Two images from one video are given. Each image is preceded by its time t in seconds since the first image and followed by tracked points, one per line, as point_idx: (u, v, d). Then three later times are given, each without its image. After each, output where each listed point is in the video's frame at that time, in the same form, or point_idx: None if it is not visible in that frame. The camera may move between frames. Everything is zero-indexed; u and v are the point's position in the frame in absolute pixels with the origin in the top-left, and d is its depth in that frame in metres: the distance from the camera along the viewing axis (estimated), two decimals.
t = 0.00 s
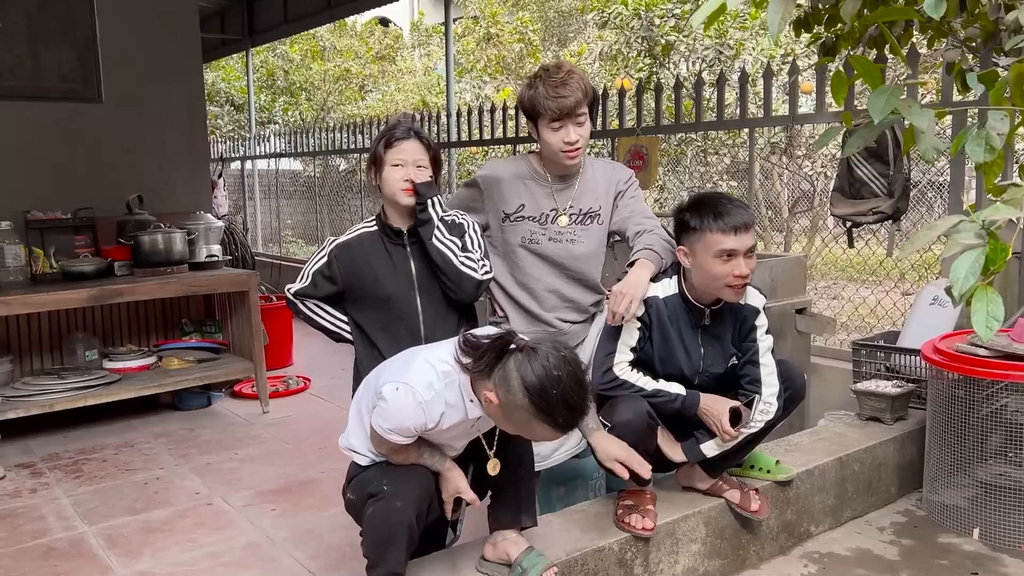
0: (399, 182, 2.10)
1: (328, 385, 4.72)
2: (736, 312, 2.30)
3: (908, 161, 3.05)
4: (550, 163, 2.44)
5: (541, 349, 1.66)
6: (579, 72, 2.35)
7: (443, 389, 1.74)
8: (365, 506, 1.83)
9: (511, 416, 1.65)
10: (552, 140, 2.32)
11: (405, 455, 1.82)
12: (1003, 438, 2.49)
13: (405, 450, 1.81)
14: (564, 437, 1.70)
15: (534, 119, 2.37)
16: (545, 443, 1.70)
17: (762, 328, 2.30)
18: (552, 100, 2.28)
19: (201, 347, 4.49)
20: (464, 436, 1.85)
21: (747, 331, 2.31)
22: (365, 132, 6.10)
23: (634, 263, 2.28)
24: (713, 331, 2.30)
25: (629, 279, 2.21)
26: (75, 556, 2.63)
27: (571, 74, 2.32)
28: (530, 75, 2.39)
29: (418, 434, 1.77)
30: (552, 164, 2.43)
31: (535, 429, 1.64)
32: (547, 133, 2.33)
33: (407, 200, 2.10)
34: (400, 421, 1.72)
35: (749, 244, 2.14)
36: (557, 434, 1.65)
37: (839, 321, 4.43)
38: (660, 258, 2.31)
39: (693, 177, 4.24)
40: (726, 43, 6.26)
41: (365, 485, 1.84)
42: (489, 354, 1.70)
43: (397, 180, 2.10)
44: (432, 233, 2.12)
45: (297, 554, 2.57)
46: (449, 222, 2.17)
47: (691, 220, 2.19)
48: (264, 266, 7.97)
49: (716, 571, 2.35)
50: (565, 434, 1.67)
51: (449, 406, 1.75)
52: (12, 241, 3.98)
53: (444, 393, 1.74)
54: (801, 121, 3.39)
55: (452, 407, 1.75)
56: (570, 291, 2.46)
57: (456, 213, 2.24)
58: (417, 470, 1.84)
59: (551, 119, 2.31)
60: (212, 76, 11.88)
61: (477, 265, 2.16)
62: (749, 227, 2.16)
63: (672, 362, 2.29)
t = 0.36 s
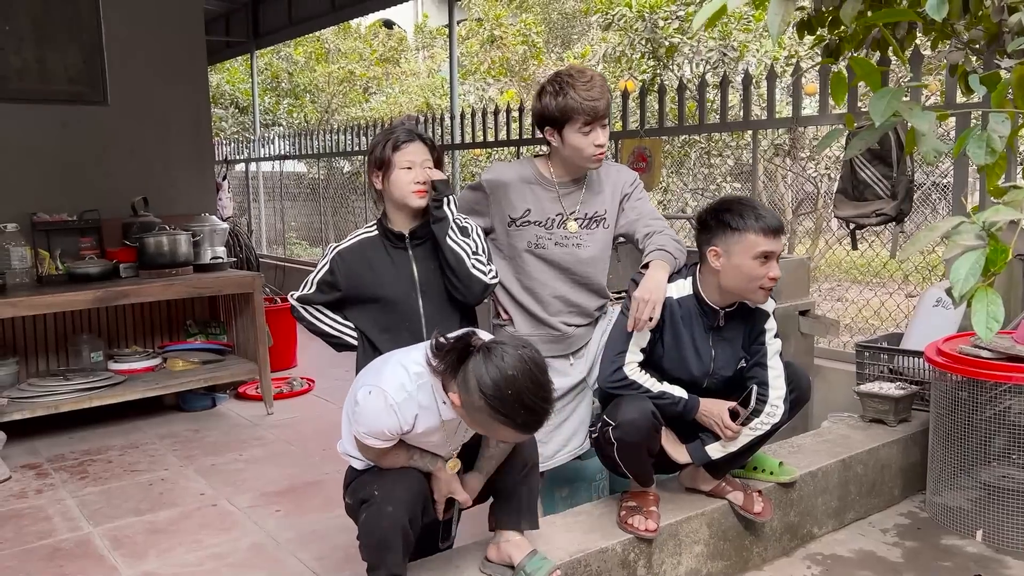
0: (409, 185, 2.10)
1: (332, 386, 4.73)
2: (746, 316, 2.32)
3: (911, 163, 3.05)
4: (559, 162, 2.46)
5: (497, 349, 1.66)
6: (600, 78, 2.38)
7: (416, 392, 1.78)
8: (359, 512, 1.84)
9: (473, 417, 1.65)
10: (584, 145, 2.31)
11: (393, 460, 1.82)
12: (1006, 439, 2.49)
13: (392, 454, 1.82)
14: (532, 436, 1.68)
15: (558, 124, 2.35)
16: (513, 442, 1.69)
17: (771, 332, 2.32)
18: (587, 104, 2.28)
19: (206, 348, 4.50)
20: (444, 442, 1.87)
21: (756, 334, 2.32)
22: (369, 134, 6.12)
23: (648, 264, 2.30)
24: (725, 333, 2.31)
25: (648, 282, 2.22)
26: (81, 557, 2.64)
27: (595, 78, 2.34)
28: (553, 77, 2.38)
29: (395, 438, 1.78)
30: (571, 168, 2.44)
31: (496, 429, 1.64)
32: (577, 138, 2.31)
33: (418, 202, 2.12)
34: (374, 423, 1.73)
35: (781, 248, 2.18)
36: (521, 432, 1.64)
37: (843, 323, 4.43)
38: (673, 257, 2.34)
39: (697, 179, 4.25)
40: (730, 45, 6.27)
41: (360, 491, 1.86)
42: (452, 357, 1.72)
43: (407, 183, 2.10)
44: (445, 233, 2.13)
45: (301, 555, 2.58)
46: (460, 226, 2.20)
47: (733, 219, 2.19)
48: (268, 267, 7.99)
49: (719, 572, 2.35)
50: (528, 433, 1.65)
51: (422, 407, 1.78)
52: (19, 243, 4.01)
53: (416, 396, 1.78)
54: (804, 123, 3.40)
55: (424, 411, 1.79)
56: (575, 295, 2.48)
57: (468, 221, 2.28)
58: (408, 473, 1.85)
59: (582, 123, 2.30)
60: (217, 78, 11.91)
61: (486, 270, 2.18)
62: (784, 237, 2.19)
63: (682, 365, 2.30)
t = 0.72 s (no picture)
0: (414, 191, 2.12)
1: (337, 388, 4.75)
2: (759, 317, 2.31)
3: (916, 167, 3.04)
4: (572, 166, 2.46)
5: (473, 363, 1.64)
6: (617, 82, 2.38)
7: (397, 403, 1.78)
8: (349, 518, 1.85)
9: (452, 433, 1.64)
10: (601, 149, 2.33)
11: (377, 465, 1.84)
12: (1012, 443, 2.48)
13: (375, 458, 1.84)
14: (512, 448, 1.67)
15: (574, 128, 2.35)
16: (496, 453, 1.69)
17: (784, 335, 2.30)
18: (607, 111, 2.28)
19: (211, 351, 4.50)
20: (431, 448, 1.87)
21: (767, 337, 2.32)
22: (374, 136, 6.14)
23: (664, 266, 2.32)
24: (736, 336, 2.31)
25: (665, 285, 2.23)
26: (86, 557, 2.65)
27: (613, 83, 2.34)
28: (573, 81, 2.38)
29: (378, 447, 1.80)
30: (586, 173, 2.44)
31: (475, 444, 1.63)
32: (594, 143, 2.32)
33: (422, 210, 2.14)
34: (354, 433, 1.75)
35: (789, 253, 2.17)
36: (499, 446, 1.62)
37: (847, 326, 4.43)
38: (688, 259, 2.36)
39: (702, 182, 4.25)
40: (734, 48, 6.27)
41: (349, 498, 1.86)
42: (431, 370, 1.71)
43: (412, 190, 2.12)
44: (449, 235, 2.14)
45: (305, 556, 2.59)
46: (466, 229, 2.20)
47: (739, 223, 2.19)
48: (274, 270, 8.02)
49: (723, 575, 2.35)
50: (507, 447, 1.64)
51: (404, 418, 1.78)
52: (26, 245, 4.04)
53: (398, 408, 1.78)
54: (809, 126, 3.40)
55: (406, 422, 1.79)
56: (585, 301, 2.49)
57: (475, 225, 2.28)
58: (394, 476, 1.86)
59: (602, 130, 2.31)
60: (222, 80, 11.94)
61: (489, 273, 2.18)
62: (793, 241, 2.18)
63: (692, 366, 2.30)
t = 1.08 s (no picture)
0: (421, 202, 2.13)
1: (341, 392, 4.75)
2: (760, 324, 2.31)
3: (921, 173, 3.04)
4: (580, 175, 2.46)
5: (456, 353, 1.67)
6: (624, 92, 2.38)
7: (386, 406, 1.80)
8: (354, 524, 1.86)
9: (439, 425, 1.66)
10: (610, 160, 2.31)
11: (380, 473, 1.85)
12: (1017, 450, 2.47)
13: (380, 464, 1.84)
14: (500, 438, 1.68)
15: (584, 140, 2.35)
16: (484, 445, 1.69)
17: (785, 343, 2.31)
18: (614, 122, 2.29)
19: (216, 354, 4.52)
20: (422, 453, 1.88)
21: (769, 344, 2.32)
22: (379, 141, 6.15)
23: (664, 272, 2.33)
24: (737, 342, 2.30)
25: (663, 290, 2.24)
26: (90, 560, 2.66)
27: (620, 93, 2.35)
28: (579, 92, 2.39)
29: (371, 453, 1.80)
30: (592, 180, 2.45)
31: (462, 433, 1.64)
32: (603, 153, 2.31)
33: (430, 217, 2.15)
34: (345, 438, 1.77)
35: (774, 256, 2.15)
36: (487, 435, 1.64)
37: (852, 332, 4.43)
38: (689, 266, 2.38)
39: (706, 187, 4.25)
40: (739, 53, 6.27)
41: (354, 503, 1.87)
42: (413, 367, 1.73)
43: (419, 198, 2.13)
44: (455, 242, 2.15)
45: (308, 560, 2.59)
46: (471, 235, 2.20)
47: (726, 223, 2.23)
48: (278, 273, 8.04)
49: None
50: (495, 435, 1.65)
51: (393, 421, 1.80)
52: (32, 248, 4.08)
53: (386, 411, 1.80)
54: (813, 132, 3.38)
55: (395, 424, 1.80)
56: (590, 308, 2.49)
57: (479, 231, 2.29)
58: (397, 481, 1.87)
59: (609, 141, 2.30)
60: (228, 84, 11.98)
61: (495, 279, 2.20)
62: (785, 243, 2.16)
63: (693, 372, 2.30)
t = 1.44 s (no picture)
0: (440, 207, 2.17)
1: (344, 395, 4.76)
2: (766, 329, 2.31)
3: (925, 179, 3.04)
4: (579, 184, 2.45)
5: (453, 354, 1.68)
6: (619, 107, 2.35)
7: (390, 404, 1.80)
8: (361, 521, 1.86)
9: (435, 424, 1.67)
10: (604, 177, 2.32)
11: (387, 470, 1.86)
12: (1021, 456, 2.47)
13: (388, 462, 1.86)
14: (496, 439, 1.68)
15: (578, 157, 2.34)
16: (480, 446, 1.70)
17: (791, 350, 2.29)
18: (606, 142, 2.27)
19: (220, 356, 4.54)
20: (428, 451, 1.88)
21: (774, 351, 2.31)
22: (383, 145, 6.17)
23: (670, 274, 2.33)
24: (741, 345, 2.31)
25: (669, 294, 2.23)
26: (94, 563, 2.66)
27: (614, 111, 2.32)
28: (567, 112, 2.36)
29: (377, 449, 1.82)
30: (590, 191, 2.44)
31: (456, 433, 1.65)
32: (597, 172, 2.32)
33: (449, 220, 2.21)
34: (352, 434, 1.79)
35: (751, 247, 2.17)
36: (482, 436, 1.64)
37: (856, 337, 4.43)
38: (698, 270, 2.39)
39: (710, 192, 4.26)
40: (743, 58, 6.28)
41: (362, 502, 1.88)
42: (413, 365, 1.75)
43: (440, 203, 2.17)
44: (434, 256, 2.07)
45: (312, 563, 2.59)
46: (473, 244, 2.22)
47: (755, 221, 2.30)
48: (282, 276, 8.06)
49: None
50: (488, 436, 1.65)
51: (398, 418, 1.80)
52: (38, 250, 4.09)
53: (391, 407, 1.80)
54: (819, 137, 3.40)
55: (400, 421, 1.81)
56: (593, 313, 2.50)
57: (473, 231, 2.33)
58: (405, 480, 1.87)
59: (601, 160, 2.30)
60: (233, 88, 12.02)
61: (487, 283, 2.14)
62: (777, 236, 2.15)
63: (692, 371, 2.32)
